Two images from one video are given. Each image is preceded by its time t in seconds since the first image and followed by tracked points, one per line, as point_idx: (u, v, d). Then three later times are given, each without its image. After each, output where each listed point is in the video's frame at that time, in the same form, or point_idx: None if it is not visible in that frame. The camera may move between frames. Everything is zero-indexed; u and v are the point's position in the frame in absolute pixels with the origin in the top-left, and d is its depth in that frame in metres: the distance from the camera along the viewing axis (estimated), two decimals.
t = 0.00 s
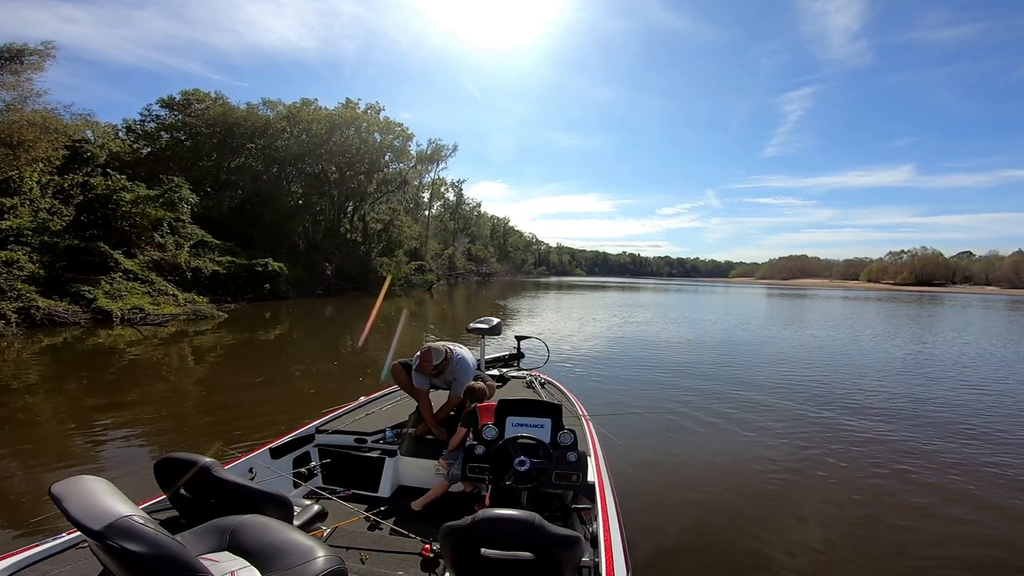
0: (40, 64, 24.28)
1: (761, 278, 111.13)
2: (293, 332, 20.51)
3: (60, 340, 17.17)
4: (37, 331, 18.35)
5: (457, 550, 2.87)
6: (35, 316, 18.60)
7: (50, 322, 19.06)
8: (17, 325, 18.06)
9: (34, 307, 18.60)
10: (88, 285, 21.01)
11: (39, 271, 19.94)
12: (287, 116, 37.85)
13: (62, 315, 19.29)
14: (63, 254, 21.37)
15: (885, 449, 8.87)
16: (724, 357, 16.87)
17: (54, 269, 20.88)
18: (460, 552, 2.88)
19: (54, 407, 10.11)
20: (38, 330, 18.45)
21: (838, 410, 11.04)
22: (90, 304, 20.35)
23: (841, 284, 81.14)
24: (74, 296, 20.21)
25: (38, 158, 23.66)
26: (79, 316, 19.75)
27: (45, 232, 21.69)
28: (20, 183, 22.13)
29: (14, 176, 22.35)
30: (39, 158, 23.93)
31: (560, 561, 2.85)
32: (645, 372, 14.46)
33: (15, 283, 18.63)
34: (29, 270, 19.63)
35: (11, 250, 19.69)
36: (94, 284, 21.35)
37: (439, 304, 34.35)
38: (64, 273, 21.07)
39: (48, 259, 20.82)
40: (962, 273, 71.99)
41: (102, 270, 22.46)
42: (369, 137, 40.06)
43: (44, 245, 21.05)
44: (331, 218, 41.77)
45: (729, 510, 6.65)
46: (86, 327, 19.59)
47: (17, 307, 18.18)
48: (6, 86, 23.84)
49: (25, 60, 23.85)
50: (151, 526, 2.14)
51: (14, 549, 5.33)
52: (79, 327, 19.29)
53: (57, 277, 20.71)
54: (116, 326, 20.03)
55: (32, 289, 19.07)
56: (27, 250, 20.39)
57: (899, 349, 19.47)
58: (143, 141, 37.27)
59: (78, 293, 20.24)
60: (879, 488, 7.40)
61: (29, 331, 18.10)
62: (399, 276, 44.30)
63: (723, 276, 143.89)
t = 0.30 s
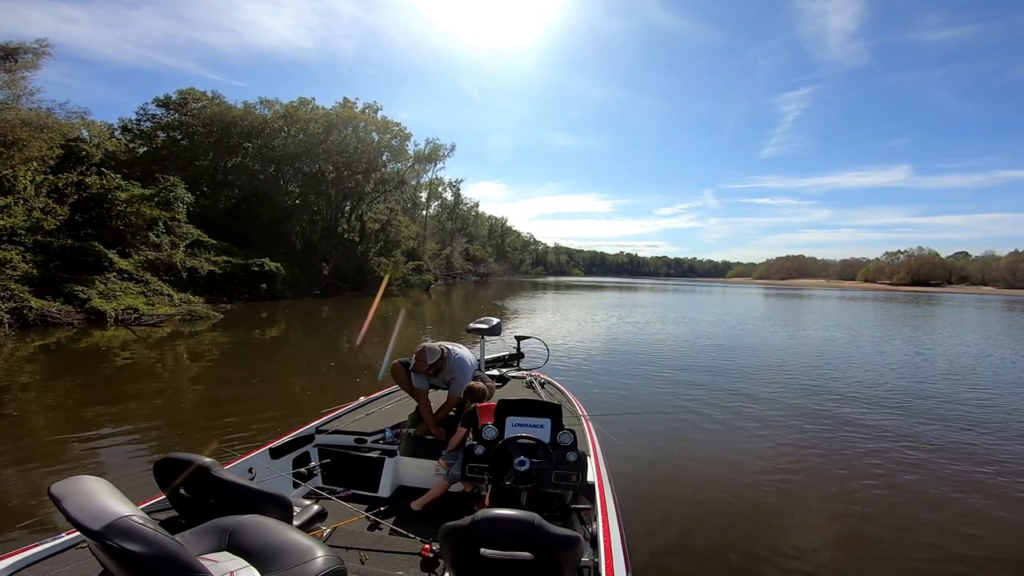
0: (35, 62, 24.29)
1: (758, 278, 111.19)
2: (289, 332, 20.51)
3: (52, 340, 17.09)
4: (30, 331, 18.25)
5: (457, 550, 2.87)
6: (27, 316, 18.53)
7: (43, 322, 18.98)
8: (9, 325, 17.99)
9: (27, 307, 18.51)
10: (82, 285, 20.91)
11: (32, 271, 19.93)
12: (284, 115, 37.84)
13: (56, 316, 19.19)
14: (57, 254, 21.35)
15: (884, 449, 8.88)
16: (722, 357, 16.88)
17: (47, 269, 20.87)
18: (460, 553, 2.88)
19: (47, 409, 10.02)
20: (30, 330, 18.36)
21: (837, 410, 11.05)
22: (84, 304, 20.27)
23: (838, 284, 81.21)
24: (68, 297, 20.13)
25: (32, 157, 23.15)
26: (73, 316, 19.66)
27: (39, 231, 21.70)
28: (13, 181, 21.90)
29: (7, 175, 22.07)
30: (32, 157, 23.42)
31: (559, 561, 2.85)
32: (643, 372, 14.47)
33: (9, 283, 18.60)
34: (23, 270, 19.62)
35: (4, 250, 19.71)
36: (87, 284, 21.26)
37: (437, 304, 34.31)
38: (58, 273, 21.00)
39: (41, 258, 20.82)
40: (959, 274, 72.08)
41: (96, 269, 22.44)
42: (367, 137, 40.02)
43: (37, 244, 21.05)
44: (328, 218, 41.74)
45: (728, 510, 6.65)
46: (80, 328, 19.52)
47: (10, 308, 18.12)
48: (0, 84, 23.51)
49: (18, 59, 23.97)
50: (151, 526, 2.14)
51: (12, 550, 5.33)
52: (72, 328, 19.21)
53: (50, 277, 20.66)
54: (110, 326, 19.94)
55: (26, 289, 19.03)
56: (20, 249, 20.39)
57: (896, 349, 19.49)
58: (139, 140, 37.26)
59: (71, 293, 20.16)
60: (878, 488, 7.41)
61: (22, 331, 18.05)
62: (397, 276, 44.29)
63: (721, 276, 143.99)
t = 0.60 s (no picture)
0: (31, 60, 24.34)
1: (756, 278, 111.42)
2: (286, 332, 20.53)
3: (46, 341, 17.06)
4: (23, 332, 18.22)
5: (457, 551, 2.87)
6: (21, 316, 18.50)
7: (36, 322, 18.95)
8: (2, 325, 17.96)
9: (20, 307, 18.48)
10: (76, 285, 20.84)
11: (25, 271, 19.94)
12: (281, 115, 37.84)
13: (49, 316, 19.16)
14: (50, 254, 21.38)
15: (883, 448, 8.89)
16: (720, 357, 16.92)
17: (40, 269, 20.87)
18: (460, 553, 2.88)
19: (42, 409, 10.02)
20: (23, 330, 18.33)
21: (836, 410, 11.06)
22: (77, 304, 20.22)
23: (835, 284, 81.33)
24: (61, 297, 20.07)
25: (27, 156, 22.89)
26: (66, 317, 19.63)
27: (33, 231, 21.72)
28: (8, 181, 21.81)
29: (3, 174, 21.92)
30: (26, 155, 23.07)
31: (559, 561, 2.85)
32: (641, 371, 14.48)
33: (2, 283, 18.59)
34: (16, 269, 19.66)
35: None
36: (82, 284, 21.20)
37: (434, 304, 34.31)
38: (51, 273, 20.97)
39: (35, 258, 20.83)
40: (955, 273, 72.32)
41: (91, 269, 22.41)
42: (364, 137, 40.04)
43: (31, 244, 21.08)
44: (325, 218, 41.75)
45: (726, 509, 6.67)
46: (73, 328, 19.47)
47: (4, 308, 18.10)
48: None
49: (15, 56, 23.65)
50: (151, 526, 2.13)
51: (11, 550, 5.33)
52: (66, 328, 19.17)
53: (44, 277, 20.61)
54: (105, 326, 19.88)
55: (19, 290, 18.99)
56: (14, 249, 20.41)
57: (892, 349, 19.57)
58: (136, 140, 37.25)
59: (65, 293, 20.10)
60: (877, 487, 7.42)
61: (15, 331, 18.03)
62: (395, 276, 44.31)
63: (719, 276, 144.22)
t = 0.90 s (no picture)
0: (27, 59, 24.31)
1: (753, 278, 111.50)
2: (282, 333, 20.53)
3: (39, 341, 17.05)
4: (17, 332, 18.24)
5: (457, 550, 2.87)
6: (13, 316, 18.48)
7: (29, 322, 18.93)
8: None
9: (12, 307, 18.45)
10: (69, 285, 20.79)
11: (18, 271, 19.92)
12: (278, 114, 37.81)
13: (41, 316, 19.14)
14: (44, 253, 21.31)
15: (883, 449, 8.90)
16: (718, 357, 16.93)
17: (34, 268, 20.84)
18: (460, 553, 2.88)
19: (35, 409, 10.06)
20: (16, 330, 18.32)
21: (836, 410, 11.07)
22: (71, 304, 20.18)
23: (833, 283, 81.37)
24: (55, 296, 20.03)
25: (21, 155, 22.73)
26: (60, 317, 19.60)
27: (26, 230, 21.68)
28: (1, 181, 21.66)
29: None
30: (20, 154, 23.05)
31: (559, 561, 2.85)
32: (640, 371, 14.49)
33: None
34: (9, 269, 19.66)
35: None
36: (75, 284, 21.12)
37: (432, 304, 34.28)
38: (45, 272, 20.97)
39: (27, 258, 20.82)
40: (952, 273, 72.41)
41: (85, 269, 22.35)
42: (362, 136, 40.00)
43: (25, 243, 21.08)
44: (323, 217, 41.73)
45: (725, 509, 6.67)
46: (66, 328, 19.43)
47: None
48: None
49: (12, 55, 23.60)
50: (151, 526, 2.13)
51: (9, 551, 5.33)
52: (59, 328, 19.15)
53: (37, 277, 20.56)
54: (98, 326, 19.84)
55: (12, 290, 18.95)
56: (7, 248, 20.42)
57: (889, 349, 19.61)
58: (132, 138, 37.17)
59: (58, 293, 20.06)
60: (877, 487, 7.42)
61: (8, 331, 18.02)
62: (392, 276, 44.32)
63: (717, 276, 144.36)
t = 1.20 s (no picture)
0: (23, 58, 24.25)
1: (751, 277, 111.54)
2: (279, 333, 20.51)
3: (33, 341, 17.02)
4: (10, 332, 18.18)
5: (457, 550, 2.87)
6: (6, 316, 18.43)
7: (22, 322, 18.89)
8: None
9: (6, 307, 18.41)
10: (62, 285, 20.71)
11: (12, 270, 19.89)
12: (276, 113, 37.75)
13: (35, 316, 19.10)
14: (37, 253, 21.49)
15: (882, 449, 8.91)
16: (717, 357, 16.93)
17: (28, 268, 20.82)
18: (460, 553, 2.88)
19: (29, 410, 10.05)
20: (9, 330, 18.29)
21: (835, 410, 11.07)
22: (65, 304, 20.13)
23: (830, 283, 81.39)
24: (48, 296, 19.98)
25: (16, 153, 22.98)
26: (53, 317, 19.54)
27: (20, 229, 21.63)
28: None
29: None
30: (15, 152, 23.05)
31: (559, 561, 2.85)
32: (639, 371, 14.48)
33: None
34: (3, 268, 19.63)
35: None
36: (69, 284, 21.04)
37: (429, 304, 34.23)
38: (38, 272, 20.94)
39: (21, 257, 20.81)
40: (949, 273, 72.52)
41: (79, 269, 22.31)
42: (360, 135, 39.98)
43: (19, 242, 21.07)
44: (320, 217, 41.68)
45: (724, 508, 6.68)
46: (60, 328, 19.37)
47: None
48: None
49: (9, 54, 23.58)
50: (151, 526, 2.13)
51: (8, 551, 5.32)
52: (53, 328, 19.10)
53: (30, 277, 20.52)
54: (92, 327, 19.78)
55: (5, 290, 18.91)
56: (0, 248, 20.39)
57: (888, 349, 19.62)
58: (128, 137, 37.07)
59: (52, 293, 20.01)
60: (877, 487, 7.43)
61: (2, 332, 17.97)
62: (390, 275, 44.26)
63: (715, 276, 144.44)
